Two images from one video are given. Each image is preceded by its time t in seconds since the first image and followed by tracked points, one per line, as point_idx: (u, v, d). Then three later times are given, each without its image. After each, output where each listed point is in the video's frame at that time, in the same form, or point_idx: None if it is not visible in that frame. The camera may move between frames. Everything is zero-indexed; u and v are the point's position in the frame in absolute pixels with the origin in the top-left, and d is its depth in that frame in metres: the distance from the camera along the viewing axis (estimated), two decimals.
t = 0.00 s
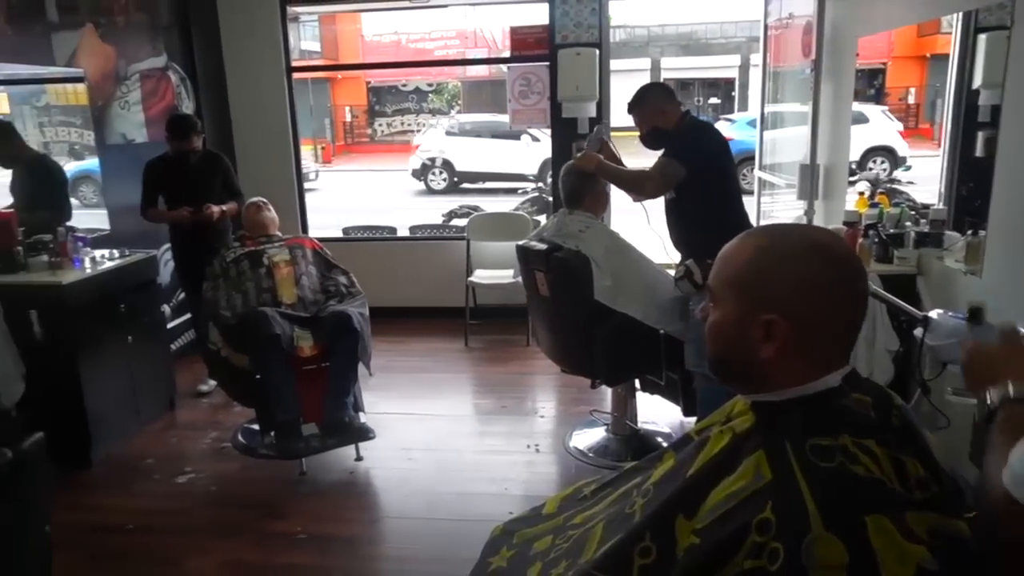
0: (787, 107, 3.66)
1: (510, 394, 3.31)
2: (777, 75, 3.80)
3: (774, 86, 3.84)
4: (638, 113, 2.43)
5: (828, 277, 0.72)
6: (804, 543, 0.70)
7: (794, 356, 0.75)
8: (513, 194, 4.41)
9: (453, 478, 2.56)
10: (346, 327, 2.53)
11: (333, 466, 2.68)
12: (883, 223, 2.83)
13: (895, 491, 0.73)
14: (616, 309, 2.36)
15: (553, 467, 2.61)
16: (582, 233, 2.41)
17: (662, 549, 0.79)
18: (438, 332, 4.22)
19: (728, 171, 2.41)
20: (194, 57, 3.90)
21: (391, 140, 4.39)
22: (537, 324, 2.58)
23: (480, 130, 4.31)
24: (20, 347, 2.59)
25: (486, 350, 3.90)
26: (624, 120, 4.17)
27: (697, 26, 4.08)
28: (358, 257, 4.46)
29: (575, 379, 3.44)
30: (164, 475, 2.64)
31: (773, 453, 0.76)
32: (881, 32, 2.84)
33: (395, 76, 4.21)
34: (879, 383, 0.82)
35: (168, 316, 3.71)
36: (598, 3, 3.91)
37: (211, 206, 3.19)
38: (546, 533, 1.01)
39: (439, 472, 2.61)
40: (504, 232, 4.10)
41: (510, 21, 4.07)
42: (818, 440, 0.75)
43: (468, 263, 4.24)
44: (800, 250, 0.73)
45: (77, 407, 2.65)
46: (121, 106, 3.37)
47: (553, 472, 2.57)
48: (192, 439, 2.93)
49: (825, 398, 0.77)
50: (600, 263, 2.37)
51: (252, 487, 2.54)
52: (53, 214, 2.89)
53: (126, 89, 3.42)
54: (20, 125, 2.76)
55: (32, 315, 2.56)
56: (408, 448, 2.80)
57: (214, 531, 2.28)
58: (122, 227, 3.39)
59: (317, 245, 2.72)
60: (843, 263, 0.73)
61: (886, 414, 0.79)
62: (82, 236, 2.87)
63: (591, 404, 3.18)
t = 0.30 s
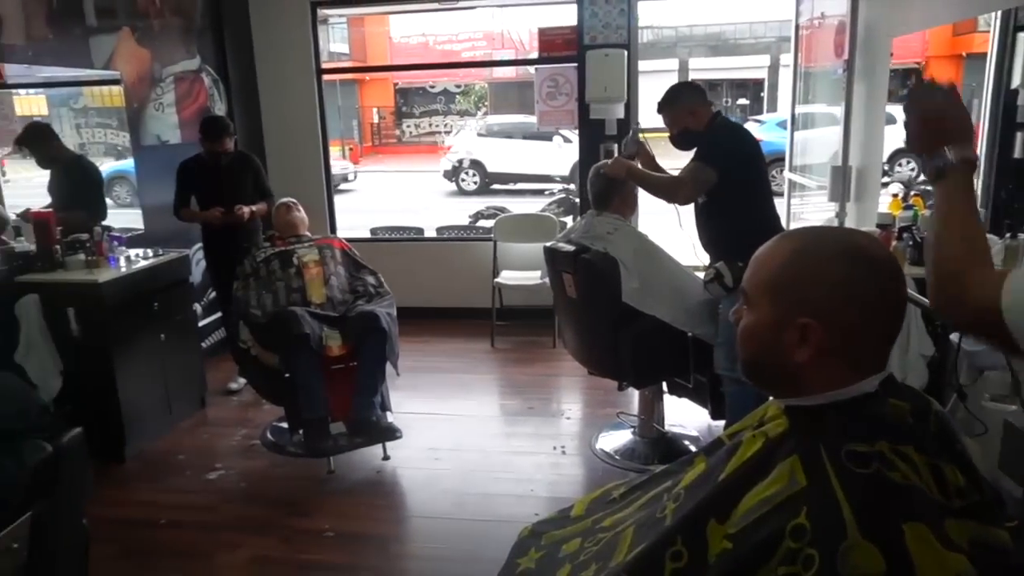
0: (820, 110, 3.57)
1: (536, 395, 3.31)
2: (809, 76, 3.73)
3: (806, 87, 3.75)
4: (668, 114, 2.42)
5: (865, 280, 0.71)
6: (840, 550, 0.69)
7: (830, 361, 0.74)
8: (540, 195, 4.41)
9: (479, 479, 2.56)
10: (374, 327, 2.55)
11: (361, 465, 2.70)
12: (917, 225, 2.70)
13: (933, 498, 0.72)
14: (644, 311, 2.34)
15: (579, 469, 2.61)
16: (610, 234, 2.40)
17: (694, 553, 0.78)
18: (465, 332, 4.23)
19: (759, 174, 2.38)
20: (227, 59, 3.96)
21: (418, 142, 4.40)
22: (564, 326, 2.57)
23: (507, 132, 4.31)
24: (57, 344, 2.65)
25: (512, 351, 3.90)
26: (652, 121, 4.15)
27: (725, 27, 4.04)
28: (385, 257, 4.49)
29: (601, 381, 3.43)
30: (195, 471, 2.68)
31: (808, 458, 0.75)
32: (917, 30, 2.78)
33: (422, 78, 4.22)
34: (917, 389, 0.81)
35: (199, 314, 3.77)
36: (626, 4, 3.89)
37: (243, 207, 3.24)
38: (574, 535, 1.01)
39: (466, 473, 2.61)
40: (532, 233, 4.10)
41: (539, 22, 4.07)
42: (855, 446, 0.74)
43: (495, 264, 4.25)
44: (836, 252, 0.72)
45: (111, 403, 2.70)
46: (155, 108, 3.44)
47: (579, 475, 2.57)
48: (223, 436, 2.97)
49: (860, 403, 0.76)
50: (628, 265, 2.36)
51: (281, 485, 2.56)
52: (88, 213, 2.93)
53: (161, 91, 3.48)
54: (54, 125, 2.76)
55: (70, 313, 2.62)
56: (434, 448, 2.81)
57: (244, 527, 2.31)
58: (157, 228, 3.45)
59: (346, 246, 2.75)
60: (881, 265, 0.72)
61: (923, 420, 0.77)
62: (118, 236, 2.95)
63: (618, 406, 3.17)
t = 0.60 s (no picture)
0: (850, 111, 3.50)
1: (560, 396, 3.30)
2: (839, 76, 3.64)
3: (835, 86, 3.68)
4: (698, 115, 2.40)
5: (902, 284, 0.70)
6: (875, 559, 0.68)
7: (864, 366, 0.73)
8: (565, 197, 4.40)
9: (503, 480, 2.56)
10: (400, 328, 2.57)
11: (386, 464, 2.71)
12: (951, 228, 2.72)
13: (972, 508, 0.71)
14: (671, 314, 2.33)
15: (603, 472, 2.60)
16: (637, 236, 2.38)
17: (725, 559, 0.77)
18: (490, 334, 4.23)
19: (791, 176, 2.35)
20: (257, 61, 4.01)
21: (444, 143, 4.42)
22: (590, 328, 2.56)
23: (533, 133, 4.31)
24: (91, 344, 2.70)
25: (536, 353, 3.90)
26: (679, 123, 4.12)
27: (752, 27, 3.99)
28: (411, 258, 4.51)
29: (626, 384, 3.41)
30: (223, 468, 2.71)
31: (843, 464, 0.74)
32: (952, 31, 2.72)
33: (448, 79, 4.24)
34: (956, 397, 0.79)
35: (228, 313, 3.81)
36: (654, 5, 3.88)
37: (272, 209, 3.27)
38: (601, 539, 1.00)
39: (490, 474, 2.61)
40: (558, 234, 4.10)
41: (566, 23, 4.06)
42: (890, 453, 0.73)
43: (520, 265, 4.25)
44: (872, 256, 0.70)
45: (143, 400, 2.75)
46: (187, 110, 3.48)
47: (603, 477, 2.55)
48: (250, 434, 3.00)
49: (895, 410, 0.75)
50: (655, 267, 2.34)
51: (307, 483, 2.58)
52: (121, 212, 2.99)
53: (192, 94, 3.53)
54: (90, 127, 2.82)
55: (104, 311, 2.67)
56: (458, 448, 2.82)
57: (271, 524, 2.33)
58: (188, 227, 3.50)
59: (372, 247, 2.76)
60: (918, 269, 0.70)
61: (961, 428, 0.76)
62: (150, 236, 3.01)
63: (642, 409, 3.15)
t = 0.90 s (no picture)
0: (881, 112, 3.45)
1: (585, 398, 3.29)
2: (870, 76, 3.58)
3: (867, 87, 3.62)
4: (727, 118, 2.37)
5: (943, 287, 0.68)
6: (914, 566, 0.66)
7: (903, 370, 0.72)
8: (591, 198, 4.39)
9: (527, 482, 2.56)
10: (426, 328, 2.57)
11: (411, 464, 2.72)
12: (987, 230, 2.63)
13: (1014, 518, 0.69)
14: (699, 317, 2.31)
15: (628, 475, 2.58)
16: (664, 238, 2.37)
17: (758, 566, 0.76)
18: (514, 335, 4.23)
19: (822, 179, 2.32)
20: (285, 64, 4.06)
21: (469, 144, 4.42)
22: (616, 330, 2.55)
23: (558, 134, 4.30)
24: (123, 343, 2.74)
25: (561, 354, 3.89)
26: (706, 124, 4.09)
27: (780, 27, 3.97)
28: (436, 259, 4.53)
29: (652, 387, 3.39)
30: (251, 466, 2.74)
31: (880, 470, 0.72)
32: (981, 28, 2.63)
33: (473, 80, 4.25)
34: (996, 403, 0.77)
35: (256, 313, 3.85)
36: (681, 5, 3.85)
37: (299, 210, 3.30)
38: (629, 543, 1.00)
39: (515, 476, 2.61)
40: (584, 236, 4.08)
41: (593, 24, 4.05)
42: (929, 459, 0.71)
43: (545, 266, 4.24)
44: (913, 258, 0.69)
45: (173, 398, 2.79)
46: (216, 113, 3.53)
47: (629, 481, 2.54)
48: (277, 433, 3.03)
49: (933, 416, 0.74)
50: (683, 269, 2.33)
51: (332, 482, 2.60)
52: (152, 213, 3.04)
53: (222, 96, 3.57)
54: (122, 129, 2.87)
55: (135, 310, 2.71)
56: (483, 449, 2.82)
57: (298, 522, 2.35)
58: (217, 228, 3.55)
59: (398, 247, 2.77)
60: (960, 272, 0.69)
61: (1002, 435, 0.74)
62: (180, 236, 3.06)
63: (668, 412, 3.12)
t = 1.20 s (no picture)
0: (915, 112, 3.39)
1: (611, 401, 3.27)
2: (903, 76, 3.52)
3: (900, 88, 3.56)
4: (755, 119, 2.35)
5: (983, 290, 0.67)
6: None
7: (941, 375, 0.70)
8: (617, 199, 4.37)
9: (553, 484, 2.55)
10: (452, 329, 2.58)
11: (437, 465, 2.73)
12: None
13: None
14: (727, 319, 2.29)
15: (655, 477, 2.57)
16: (692, 240, 2.35)
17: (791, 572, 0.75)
18: (540, 336, 4.23)
19: (854, 180, 2.28)
20: (314, 67, 4.10)
21: (495, 146, 4.43)
22: (642, 332, 2.53)
23: (584, 135, 4.29)
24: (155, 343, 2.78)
25: (586, 356, 3.87)
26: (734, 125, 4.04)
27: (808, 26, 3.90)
28: (462, 260, 4.54)
29: (678, 390, 3.36)
30: (279, 464, 2.77)
31: (917, 477, 0.71)
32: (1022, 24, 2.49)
33: (499, 82, 4.25)
34: None
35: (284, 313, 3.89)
36: (709, 6, 3.82)
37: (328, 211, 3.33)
38: (658, 547, 0.99)
39: (540, 477, 2.61)
40: (610, 237, 4.06)
41: (620, 25, 4.03)
42: (968, 467, 0.70)
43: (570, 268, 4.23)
44: (951, 260, 0.67)
45: (203, 397, 2.83)
46: (247, 115, 3.57)
47: (655, 484, 2.52)
48: (305, 432, 3.06)
49: (971, 423, 0.72)
50: (712, 272, 2.31)
51: (359, 482, 2.62)
52: (184, 214, 3.09)
53: (251, 99, 3.62)
54: (155, 131, 2.93)
55: (167, 310, 2.75)
56: (508, 451, 2.82)
57: (325, 521, 2.37)
58: (247, 229, 3.59)
59: (425, 248, 2.78)
60: (1000, 275, 0.67)
61: None
62: (211, 237, 3.10)
63: (695, 415, 3.10)
